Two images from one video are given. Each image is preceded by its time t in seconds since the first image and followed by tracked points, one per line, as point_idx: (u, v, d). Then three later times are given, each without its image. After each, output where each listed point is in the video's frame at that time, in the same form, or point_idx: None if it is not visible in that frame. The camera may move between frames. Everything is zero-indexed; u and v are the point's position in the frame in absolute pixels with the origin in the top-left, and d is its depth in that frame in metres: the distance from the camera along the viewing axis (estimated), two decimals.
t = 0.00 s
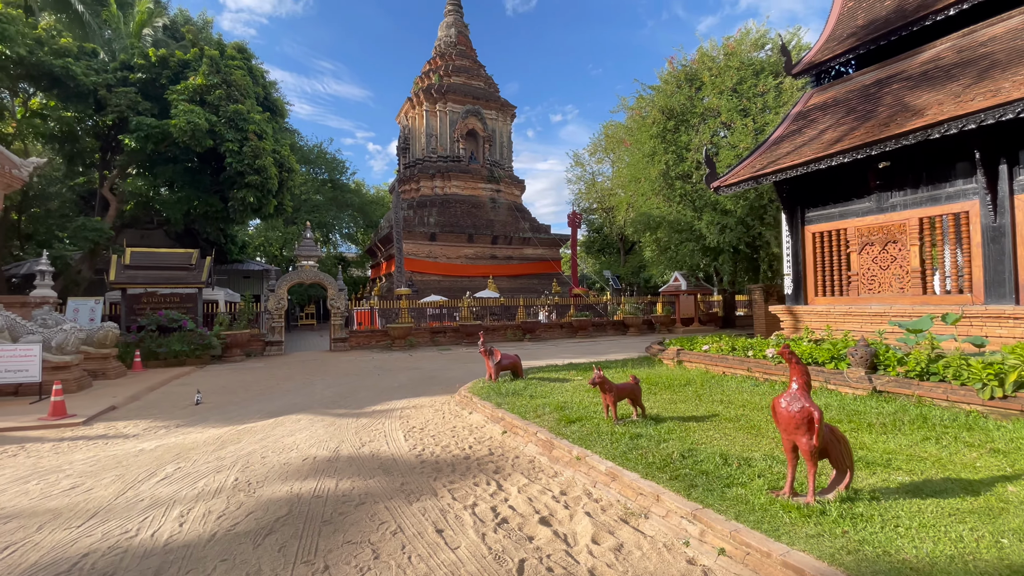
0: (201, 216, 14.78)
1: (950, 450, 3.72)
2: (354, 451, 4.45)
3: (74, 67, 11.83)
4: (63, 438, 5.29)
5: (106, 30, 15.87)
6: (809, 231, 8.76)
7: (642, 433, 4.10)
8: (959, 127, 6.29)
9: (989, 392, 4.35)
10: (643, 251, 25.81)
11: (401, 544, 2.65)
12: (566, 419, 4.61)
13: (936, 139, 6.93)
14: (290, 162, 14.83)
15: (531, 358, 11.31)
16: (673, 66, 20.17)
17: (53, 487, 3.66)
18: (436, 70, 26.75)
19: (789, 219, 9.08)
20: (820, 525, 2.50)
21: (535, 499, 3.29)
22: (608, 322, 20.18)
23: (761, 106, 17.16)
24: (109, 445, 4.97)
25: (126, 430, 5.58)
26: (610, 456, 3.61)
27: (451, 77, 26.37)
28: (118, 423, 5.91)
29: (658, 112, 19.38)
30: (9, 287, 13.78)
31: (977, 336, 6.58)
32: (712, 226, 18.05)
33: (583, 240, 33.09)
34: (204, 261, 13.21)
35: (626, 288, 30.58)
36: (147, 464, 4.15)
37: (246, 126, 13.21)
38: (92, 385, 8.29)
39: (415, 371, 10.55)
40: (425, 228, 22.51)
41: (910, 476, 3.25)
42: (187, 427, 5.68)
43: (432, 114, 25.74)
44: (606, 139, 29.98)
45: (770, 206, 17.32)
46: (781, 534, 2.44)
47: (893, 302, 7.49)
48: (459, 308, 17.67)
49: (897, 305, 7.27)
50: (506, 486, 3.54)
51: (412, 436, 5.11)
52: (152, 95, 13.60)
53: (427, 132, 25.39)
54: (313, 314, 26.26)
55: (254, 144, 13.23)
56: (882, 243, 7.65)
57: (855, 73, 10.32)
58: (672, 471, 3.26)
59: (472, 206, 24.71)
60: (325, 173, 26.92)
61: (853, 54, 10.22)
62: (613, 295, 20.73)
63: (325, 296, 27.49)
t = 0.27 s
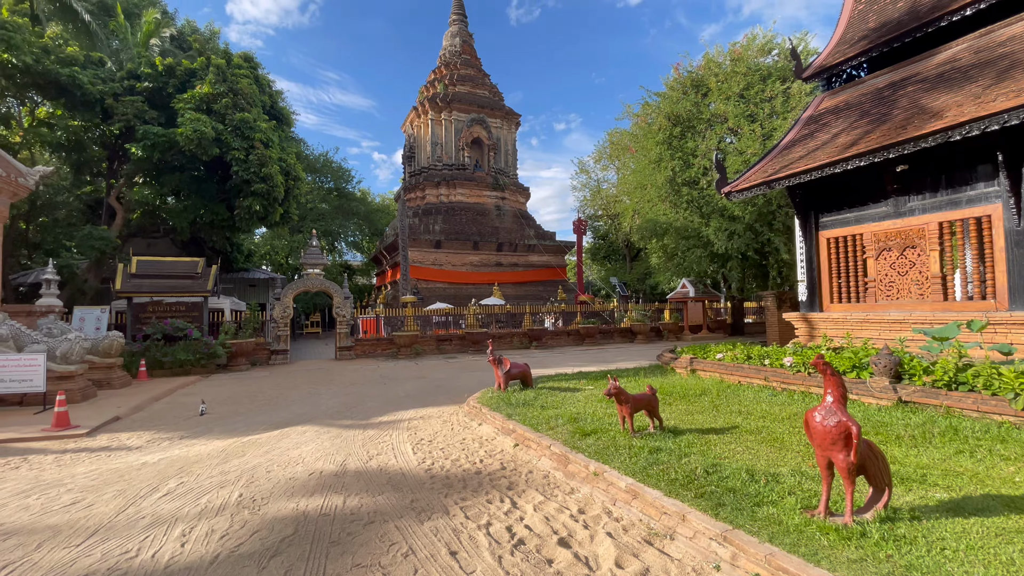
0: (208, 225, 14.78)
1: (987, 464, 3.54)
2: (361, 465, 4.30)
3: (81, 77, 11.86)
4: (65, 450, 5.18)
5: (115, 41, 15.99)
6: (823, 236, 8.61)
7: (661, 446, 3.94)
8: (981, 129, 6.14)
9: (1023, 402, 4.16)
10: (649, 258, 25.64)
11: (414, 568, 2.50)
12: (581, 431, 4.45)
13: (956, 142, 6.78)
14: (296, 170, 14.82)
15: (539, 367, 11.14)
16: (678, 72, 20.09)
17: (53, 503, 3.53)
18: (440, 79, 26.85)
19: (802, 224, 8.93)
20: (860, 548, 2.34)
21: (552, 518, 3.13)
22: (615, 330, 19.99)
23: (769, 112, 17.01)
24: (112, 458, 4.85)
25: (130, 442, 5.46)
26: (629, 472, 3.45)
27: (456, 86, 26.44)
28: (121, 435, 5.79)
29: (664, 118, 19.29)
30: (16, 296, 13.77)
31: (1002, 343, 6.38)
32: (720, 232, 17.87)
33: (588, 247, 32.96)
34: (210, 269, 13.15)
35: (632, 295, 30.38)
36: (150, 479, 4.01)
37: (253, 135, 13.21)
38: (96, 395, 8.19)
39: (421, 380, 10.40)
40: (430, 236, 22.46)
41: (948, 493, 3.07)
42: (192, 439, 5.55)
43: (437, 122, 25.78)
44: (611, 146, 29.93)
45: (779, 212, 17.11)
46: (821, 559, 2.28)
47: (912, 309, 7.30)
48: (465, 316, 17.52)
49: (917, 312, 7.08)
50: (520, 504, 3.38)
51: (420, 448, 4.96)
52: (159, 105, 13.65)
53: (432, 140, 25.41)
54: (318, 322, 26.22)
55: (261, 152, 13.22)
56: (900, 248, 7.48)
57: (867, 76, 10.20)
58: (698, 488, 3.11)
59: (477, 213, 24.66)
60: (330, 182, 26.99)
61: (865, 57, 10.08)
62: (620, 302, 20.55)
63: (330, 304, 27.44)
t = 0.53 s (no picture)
0: (218, 232, 14.81)
1: None
2: (375, 477, 4.17)
3: (93, 85, 11.97)
4: (75, 460, 5.11)
5: (126, 51, 16.13)
6: (844, 237, 8.38)
7: (686, 458, 3.77)
8: (1010, 124, 5.92)
9: None
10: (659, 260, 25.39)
11: None
12: (601, 442, 4.29)
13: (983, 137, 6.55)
14: (305, 176, 14.83)
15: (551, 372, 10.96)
16: (688, 73, 19.91)
17: (60, 518, 3.44)
18: (448, 85, 26.87)
19: (821, 225, 8.71)
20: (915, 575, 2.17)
21: (576, 536, 2.97)
22: (626, 334, 19.76)
23: (780, 111, 16.77)
24: (121, 469, 4.77)
25: (140, 452, 5.38)
26: (655, 486, 3.30)
27: (464, 90, 26.44)
28: (131, 444, 5.72)
29: (673, 120, 19.10)
30: (30, 304, 13.87)
31: None
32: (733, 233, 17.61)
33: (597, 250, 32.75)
34: (221, 276, 13.16)
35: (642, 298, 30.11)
36: (159, 492, 3.91)
37: (262, 141, 13.23)
38: (108, 404, 8.16)
39: (432, 386, 10.28)
40: (438, 241, 22.40)
41: (998, 509, 2.87)
42: (202, 449, 5.46)
43: (445, 127, 25.80)
44: (619, 149, 29.75)
45: (792, 212, 16.83)
46: None
47: (939, 311, 7.06)
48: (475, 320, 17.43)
49: (945, 314, 6.84)
50: (542, 520, 3.22)
51: (433, 459, 4.82)
52: (170, 112, 13.73)
53: (440, 145, 25.41)
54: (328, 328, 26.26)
55: (270, 159, 13.23)
56: (924, 248, 7.24)
57: (885, 73, 9.98)
58: (732, 505, 2.96)
59: (485, 217, 24.60)
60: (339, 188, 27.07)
61: (884, 53, 9.85)
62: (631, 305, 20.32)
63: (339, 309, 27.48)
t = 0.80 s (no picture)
0: (234, 236, 14.94)
1: None
2: (396, 483, 4.09)
3: (108, 92, 12.13)
4: (94, 467, 5.11)
5: (142, 60, 16.36)
6: (870, 233, 8.14)
7: (717, 464, 3.63)
8: None
9: None
10: (673, 259, 25.09)
11: None
12: (627, 446, 4.16)
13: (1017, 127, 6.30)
14: (319, 180, 14.88)
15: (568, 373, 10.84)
16: (701, 69, 19.64)
17: (80, 528, 3.40)
18: (458, 87, 26.87)
19: (846, 221, 8.48)
20: None
21: (609, 546, 2.87)
22: (642, 334, 19.54)
23: (797, 106, 16.45)
24: (141, 476, 4.75)
25: (159, 458, 5.37)
26: (689, 493, 3.17)
27: (474, 92, 26.40)
28: (150, 450, 5.72)
29: (687, 117, 18.84)
30: (48, 310, 14.08)
31: None
32: (749, 231, 17.31)
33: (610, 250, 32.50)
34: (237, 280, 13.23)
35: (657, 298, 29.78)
36: (179, 500, 3.87)
37: (276, 146, 13.31)
38: (127, 409, 8.21)
39: (449, 388, 10.20)
40: (450, 243, 22.39)
41: None
42: (221, 455, 5.44)
43: (455, 129, 25.80)
44: (631, 148, 29.49)
45: (811, 209, 16.51)
46: None
47: (971, 308, 6.81)
48: (487, 321, 17.27)
49: (977, 311, 6.60)
50: (571, 529, 3.12)
51: (455, 463, 4.72)
52: (185, 119, 13.88)
53: (450, 147, 25.41)
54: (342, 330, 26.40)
55: (284, 163, 13.30)
56: (955, 243, 7.00)
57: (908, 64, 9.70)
58: (771, 513, 2.84)
59: (497, 219, 24.54)
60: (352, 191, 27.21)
61: (906, 44, 9.57)
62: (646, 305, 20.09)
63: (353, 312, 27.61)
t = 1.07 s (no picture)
0: (251, 240, 15.04)
1: None
2: (423, 486, 4.01)
3: (127, 100, 12.27)
4: (119, 472, 5.11)
5: (158, 68, 16.57)
6: (900, 225, 7.88)
7: (756, 467, 3.49)
8: None
9: None
10: (689, 257, 24.78)
11: None
12: (659, 448, 4.03)
13: None
14: (334, 183, 14.92)
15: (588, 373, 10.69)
16: (715, 63, 19.34)
17: (107, 535, 3.38)
18: (468, 88, 26.84)
19: (874, 214, 8.24)
20: None
21: (650, 553, 2.75)
22: (659, 333, 19.32)
23: (815, 99, 16.11)
24: (165, 480, 4.74)
25: (183, 463, 5.37)
26: (730, 498, 3.05)
27: (484, 93, 26.35)
28: (174, 454, 5.72)
29: (702, 112, 18.55)
30: (71, 315, 14.30)
31: None
32: (768, 227, 17.00)
33: (625, 248, 32.22)
34: (255, 284, 13.31)
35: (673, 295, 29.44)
36: (204, 505, 3.82)
37: (292, 149, 13.39)
38: (150, 413, 8.27)
39: (467, 390, 10.13)
40: (463, 244, 22.37)
41: None
42: (244, 458, 5.42)
43: (467, 130, 25.77)
44: (644, 145, 29.18)
45: (832, 203, 16.17)
46: None
47: (1010, 301, 6.55)
48: (501, 322, 17.15)
49: (1017, 305, 6.34)
50: (608, 535, 3.00)
51: (481, 466, 4.62)
52: (201, 124, 14.02)
53: (462, 148, 25.39)
54: (358, 333, 26.56)
55: (300, 166, 13.37)
56: (991, 234, 6.74)
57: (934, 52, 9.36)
58: (821, 519, 2.70)
59: (509, 219, 24.45)
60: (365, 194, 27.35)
61: (932, 32, 9.23)
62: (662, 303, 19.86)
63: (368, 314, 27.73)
